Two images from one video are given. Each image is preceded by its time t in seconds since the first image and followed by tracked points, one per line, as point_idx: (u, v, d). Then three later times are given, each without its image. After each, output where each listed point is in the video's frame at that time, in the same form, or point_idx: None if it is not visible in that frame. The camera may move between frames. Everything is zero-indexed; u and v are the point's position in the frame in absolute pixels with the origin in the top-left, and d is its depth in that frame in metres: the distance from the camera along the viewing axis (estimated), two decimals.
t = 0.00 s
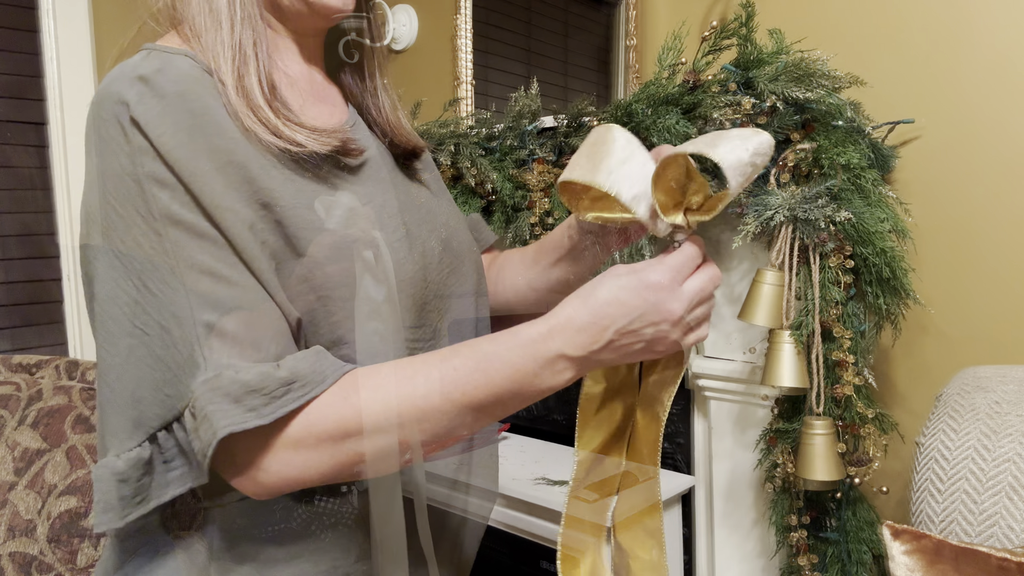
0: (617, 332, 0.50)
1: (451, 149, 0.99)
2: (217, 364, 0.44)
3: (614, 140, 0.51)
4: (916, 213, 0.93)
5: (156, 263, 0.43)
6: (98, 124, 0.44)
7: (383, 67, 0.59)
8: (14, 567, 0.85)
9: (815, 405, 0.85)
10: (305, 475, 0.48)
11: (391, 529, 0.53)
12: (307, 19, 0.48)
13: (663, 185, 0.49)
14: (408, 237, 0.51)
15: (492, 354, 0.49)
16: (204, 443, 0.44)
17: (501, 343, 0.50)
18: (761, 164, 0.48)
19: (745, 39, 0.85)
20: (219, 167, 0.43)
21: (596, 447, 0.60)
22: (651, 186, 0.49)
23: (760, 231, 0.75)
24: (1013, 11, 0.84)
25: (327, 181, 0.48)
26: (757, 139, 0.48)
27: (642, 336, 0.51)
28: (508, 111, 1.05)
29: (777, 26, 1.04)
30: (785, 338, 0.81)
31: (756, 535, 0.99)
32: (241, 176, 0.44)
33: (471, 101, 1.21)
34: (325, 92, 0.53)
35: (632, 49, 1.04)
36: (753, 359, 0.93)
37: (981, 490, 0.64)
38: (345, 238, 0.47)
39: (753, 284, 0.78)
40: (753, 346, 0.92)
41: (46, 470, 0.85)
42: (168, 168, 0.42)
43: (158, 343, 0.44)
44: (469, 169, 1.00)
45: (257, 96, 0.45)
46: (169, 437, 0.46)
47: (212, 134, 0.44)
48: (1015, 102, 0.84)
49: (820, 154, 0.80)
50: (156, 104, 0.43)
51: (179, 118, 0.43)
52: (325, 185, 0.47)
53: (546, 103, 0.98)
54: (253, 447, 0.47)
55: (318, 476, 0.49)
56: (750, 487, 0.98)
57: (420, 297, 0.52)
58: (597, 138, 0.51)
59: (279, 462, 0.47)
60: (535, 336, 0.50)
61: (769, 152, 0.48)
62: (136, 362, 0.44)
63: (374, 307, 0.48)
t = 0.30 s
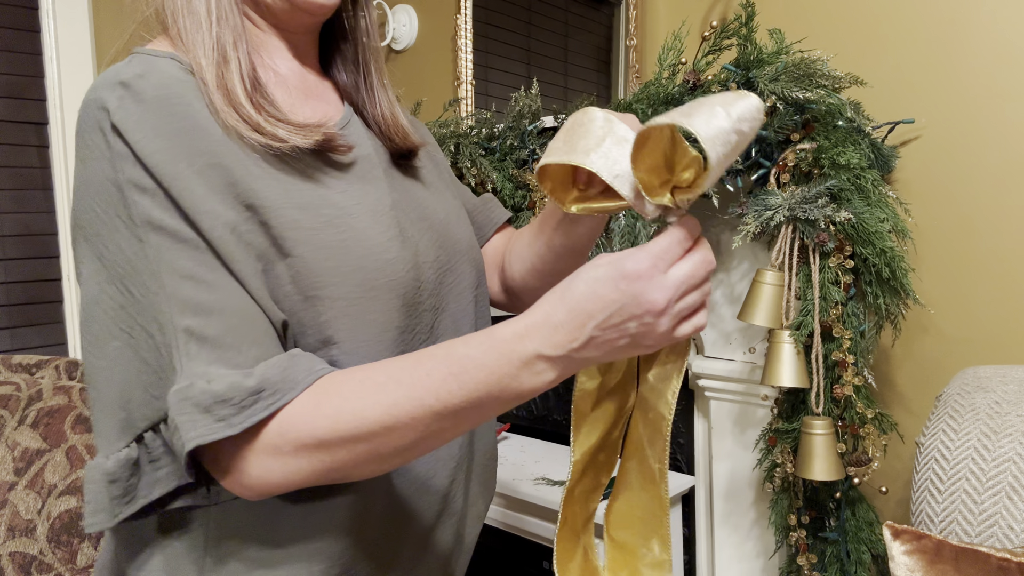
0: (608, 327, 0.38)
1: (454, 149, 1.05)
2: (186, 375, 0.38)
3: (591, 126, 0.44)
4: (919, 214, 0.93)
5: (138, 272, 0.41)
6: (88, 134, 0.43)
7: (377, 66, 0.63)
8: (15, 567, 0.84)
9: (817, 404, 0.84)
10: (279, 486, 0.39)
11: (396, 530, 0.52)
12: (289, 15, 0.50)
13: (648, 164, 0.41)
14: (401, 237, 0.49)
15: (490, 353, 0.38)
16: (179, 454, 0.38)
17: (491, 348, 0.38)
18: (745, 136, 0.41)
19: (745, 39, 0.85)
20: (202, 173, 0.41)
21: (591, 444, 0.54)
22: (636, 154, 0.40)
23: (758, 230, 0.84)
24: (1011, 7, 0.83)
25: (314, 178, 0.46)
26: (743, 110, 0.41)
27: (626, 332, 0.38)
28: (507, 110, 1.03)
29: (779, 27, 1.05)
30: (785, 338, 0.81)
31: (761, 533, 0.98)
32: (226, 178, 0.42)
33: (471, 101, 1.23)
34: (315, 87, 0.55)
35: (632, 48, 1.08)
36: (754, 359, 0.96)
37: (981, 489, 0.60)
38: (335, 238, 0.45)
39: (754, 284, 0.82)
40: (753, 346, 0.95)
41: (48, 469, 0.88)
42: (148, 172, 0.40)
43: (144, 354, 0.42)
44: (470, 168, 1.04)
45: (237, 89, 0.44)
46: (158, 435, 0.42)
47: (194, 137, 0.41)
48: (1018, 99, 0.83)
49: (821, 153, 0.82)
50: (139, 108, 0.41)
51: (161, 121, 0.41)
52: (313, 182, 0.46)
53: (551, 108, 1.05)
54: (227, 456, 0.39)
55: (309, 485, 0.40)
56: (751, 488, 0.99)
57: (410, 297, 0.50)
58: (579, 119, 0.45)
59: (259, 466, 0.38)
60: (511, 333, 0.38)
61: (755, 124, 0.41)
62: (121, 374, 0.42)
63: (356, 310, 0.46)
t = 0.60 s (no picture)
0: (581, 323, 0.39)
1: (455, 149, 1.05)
2: (163, 383, 0.37)
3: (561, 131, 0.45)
4: (919, 214, 0.93)
5: (126, 273, 0.41)
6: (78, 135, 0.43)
7: (378, 65, 0.62)
8: (14, 567, 0.84)
9: (817, 404, 0.84)
10: (258, 492, 0.38)
11: (391, 532, 0.52)
12: (284, 13, 0.49)
13: (598, 172, 0.43)
14: (398, 237, 0.49)
15: (469, 352, 0.38)
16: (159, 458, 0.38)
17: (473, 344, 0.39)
18: (686, 123, 0.41)
19: (745, 39, 0.85)
20: (193, 175, 0.41)
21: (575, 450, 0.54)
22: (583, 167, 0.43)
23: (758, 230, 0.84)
24: (1011, 8, 0.83)
25: (309, 178, 0.46)
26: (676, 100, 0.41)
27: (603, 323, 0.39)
28: (507, 110, 1.03)
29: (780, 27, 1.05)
30: (785, 338, 0.81)
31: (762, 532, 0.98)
32: (217, 180, 0.42)
33: (471, 101, 1.22)
34: (313, 86, 0.55)
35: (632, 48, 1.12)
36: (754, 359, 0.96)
37: (981, 489, 0.60)
38: (329, 239, 0.45)
39: (754, 284, 0.82)
40: (752, 346, 0.96)
41: (48, 470, 0.88)
42: (138, 173, 0.40)
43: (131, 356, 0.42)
44: (470, 168, 1.04)
45: (232, 90, 0.44)
46: (142, 435, 0.43)
47: (184, 138, 0.41)
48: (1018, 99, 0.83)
49: (821, 153, 0.82)
50: (129, 110, 0.41)
51: (152, 122, 0.41)
52: (307, 182, 0.46)
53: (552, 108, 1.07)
54: (207, 462, 0.39)
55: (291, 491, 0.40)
56: (751, 488, 0.98)
57: (406, 297, 0.49)
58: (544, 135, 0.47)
59: (238, 472, 0.38)
60: (489, 334, 0.39)
61: (693, 110, 0.41)
62: (109, 374, 0.42)
63: (351, 309, 0.46)
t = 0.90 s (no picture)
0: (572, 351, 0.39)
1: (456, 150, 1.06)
2: (155, 384, 0.37)
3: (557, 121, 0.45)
4: (917, 214, 0.93)
5: (127, 268, 0.41)
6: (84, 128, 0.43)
7: (384, 63, 0.62)
8: (14, 567, 0.84)
9: (817, 404, 0.83)
10: (248, 495, 0.39)
11: (392, 531, 0.52)
12: (277, 12, 0.49)
13: (592, 173, 0.42)
14: (400, 236, 0.49)
15: (464, 369, 0.38)
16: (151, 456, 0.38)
17: (469, 364, 0.38)
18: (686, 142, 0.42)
19: (745, 39, 0.85)
20: (195, 172, 0.41)
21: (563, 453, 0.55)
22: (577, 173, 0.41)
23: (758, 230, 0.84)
24: (1011, 7, 0.83)
25: (310, 176, 0.46)
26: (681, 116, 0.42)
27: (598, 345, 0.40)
28: (507, 110, 1.04)
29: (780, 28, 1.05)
30: (785, 338, 0.81)
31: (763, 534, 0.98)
32: (220, 178, 0.41)
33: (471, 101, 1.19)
34: (317, 89, 0.54)
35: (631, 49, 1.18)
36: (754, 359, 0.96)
37: (982, 489, 0.60)
38: (330, 237, 0.45)
39: (754, 284, 0.82)
40: (753, 346, 0.96)
41: (48, 470, 0.88)
42: (139, 170, 0.40)
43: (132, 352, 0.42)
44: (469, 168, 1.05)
45: (233, 86, 0.44)
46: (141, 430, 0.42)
47: (187, 135, 0.41)
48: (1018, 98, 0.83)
49: (821, 152, 0.82)
50: (136, 106, 0.41)
51: (156, 119, 0.41)
52: (308, 180, 0.46)
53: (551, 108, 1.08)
54: (197, 462, 0.39)
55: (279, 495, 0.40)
56: (751, 488, 0.98)
57: (408, 296, 0.49)
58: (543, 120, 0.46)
59: (230, 475, 0.38)
60: (484, 356, 0.39)
61: (694, 129, 0.42)
62: (109, 370, 0.42)
63: (350, 307, 0.46)
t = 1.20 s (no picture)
0: (565, 379, 0.39)
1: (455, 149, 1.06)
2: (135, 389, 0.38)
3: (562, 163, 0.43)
4: (918, 215, 0.93)
5: (119, 269, 0.41)
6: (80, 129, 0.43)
7: (388, 65, 0.62)
8: (14, 567, 0.84)
9: (817, 404, 0.83)
10: (235, 501, 0.39)
11: (391, 533, 0.52)
12: (280, 13, 0.49)
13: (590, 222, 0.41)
14: (399, 238, 0.49)
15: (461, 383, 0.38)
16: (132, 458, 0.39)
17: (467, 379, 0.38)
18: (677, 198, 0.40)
19: (745, 39, 0.85)
20: (192, 175, 0.41)
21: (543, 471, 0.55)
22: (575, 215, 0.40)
23: (758, 230, 0.84)
24: (1010, 8, 0.83)
25: (308, 179, 0.46)
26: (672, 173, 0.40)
27: (589, 376, 0.40)
28: (507, 110, 1.04)
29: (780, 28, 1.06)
30: (785, 338, 0.81)
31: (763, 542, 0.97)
32: (216, 181, 0.42)
33: (471, 101, 1.17)
34: (319, 91, 0.54)
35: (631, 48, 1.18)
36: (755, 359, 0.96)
37: (982, 489, 0.60)
38: (329, 239, 0.45)
39: (754, 284, 0.82)
40: (752, 346, 0.96)
41: (48, 470, 0.88)
42: (135, 173, 0.41)
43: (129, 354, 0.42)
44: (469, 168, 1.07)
45: (233, 88, 0.44)
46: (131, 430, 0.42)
47: (184, 138, 0.41)
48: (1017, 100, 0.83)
49: (821, 152, 0.82)
50: (134, 110, 0.41)
51: (154, 123, 0.41)
52: (306, 182, 0.46)
53: (552, 108, 1.09)
54: (182, 465, 0.39)
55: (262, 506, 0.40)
56: (751, 488, 0.99)
57: (406, 298, 0.49)
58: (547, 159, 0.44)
59: (216, 480, 0.38)
60: (483, 374, 0.38)
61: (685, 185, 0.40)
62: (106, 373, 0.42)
63: (349, 309, 0.46)
